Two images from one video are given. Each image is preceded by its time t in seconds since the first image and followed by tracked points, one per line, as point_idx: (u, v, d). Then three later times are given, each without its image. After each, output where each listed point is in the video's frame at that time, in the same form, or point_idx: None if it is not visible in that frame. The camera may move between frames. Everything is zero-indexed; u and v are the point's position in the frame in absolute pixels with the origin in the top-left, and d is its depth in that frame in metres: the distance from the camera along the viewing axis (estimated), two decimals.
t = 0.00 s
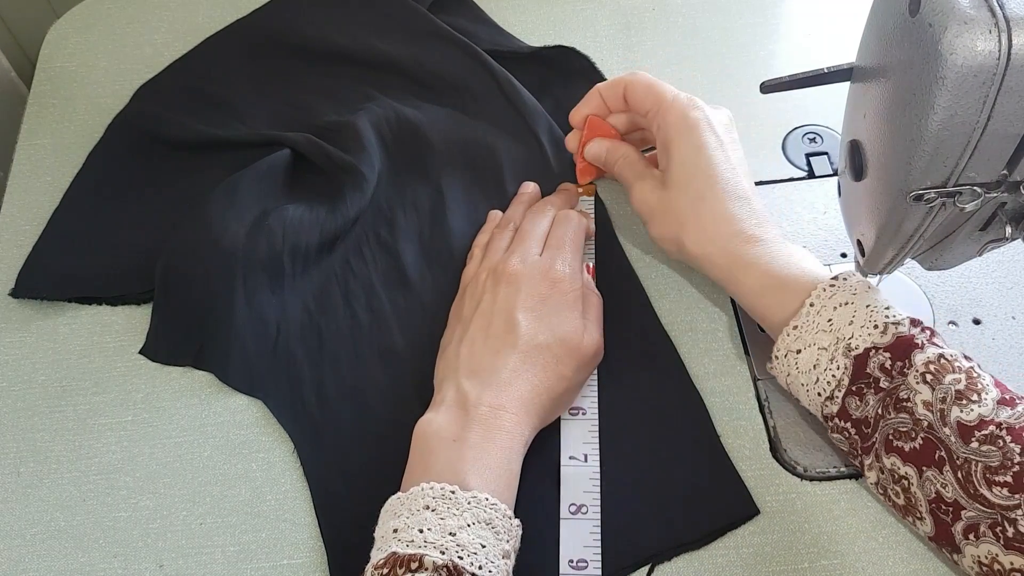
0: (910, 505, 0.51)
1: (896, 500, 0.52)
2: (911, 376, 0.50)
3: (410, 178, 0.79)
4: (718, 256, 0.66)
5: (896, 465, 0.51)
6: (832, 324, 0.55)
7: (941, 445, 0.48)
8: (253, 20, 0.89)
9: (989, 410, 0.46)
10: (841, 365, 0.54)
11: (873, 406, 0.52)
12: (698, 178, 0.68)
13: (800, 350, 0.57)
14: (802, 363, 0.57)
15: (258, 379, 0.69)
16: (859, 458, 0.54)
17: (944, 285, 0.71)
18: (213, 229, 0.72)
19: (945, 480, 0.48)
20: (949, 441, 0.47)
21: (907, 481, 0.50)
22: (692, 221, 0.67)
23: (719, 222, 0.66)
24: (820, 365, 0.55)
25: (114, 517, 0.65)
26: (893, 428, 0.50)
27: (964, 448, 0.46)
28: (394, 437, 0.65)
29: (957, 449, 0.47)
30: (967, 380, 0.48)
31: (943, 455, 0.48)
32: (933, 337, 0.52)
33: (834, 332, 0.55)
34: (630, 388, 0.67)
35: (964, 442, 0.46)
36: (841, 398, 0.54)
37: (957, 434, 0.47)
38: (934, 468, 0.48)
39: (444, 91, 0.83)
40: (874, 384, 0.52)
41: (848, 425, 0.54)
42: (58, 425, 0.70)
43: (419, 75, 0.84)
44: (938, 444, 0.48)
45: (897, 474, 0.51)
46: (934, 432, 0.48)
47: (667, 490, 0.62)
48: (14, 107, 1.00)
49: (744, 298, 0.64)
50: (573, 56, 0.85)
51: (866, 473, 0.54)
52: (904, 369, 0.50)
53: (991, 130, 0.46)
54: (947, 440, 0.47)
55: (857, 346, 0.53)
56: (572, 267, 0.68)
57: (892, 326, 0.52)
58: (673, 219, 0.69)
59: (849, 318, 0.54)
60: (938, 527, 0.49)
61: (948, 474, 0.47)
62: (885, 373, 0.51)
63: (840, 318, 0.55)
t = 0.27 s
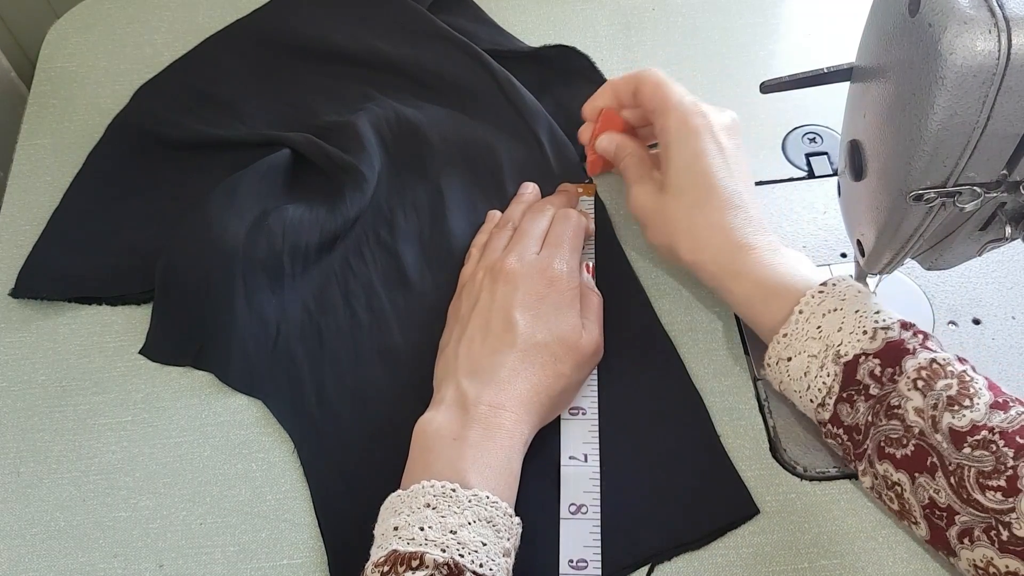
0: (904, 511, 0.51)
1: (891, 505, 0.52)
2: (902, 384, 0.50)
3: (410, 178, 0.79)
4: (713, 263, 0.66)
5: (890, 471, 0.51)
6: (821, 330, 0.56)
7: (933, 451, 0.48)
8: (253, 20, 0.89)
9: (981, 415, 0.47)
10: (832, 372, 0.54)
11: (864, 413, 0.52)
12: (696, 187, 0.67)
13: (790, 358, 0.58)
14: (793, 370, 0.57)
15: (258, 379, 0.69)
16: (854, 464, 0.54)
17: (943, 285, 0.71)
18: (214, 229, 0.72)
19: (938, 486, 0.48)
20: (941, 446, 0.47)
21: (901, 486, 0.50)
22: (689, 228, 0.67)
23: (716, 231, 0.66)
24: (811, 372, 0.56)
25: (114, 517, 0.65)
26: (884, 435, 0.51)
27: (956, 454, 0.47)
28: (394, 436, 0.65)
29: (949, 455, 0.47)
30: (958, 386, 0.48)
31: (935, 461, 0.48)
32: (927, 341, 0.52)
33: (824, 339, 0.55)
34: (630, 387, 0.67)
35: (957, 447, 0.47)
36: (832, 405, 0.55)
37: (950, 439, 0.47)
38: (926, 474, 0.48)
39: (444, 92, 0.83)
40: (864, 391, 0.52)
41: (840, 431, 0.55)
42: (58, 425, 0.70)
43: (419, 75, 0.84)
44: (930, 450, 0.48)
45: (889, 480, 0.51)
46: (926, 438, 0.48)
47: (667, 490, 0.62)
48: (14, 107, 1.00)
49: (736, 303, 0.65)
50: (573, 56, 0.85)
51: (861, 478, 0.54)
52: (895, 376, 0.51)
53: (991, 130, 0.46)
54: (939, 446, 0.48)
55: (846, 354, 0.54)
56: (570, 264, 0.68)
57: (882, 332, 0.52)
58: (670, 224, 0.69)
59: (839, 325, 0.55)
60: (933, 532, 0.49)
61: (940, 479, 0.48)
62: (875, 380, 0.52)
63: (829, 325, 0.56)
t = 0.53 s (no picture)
0: (905, 509, 0.51)
1: (892, 503, 0.52)
2: (901, 383, 0.50)
3: (409, 177, 0.79)
4: (707, 264, 0.66)
5: (889, 470, 0.51)
6: (819, 330, 0.56)
7: (933, 450, 0.48)
8: (253, 20, 0.89)
9: (980, 414, 0.46)
10: (830, 372, 0.54)
11: (862, 412, 0.52)
12: (689, 188, 0.67)
13: (789, 357, 0.57)
14: (792, 370, 0.57)
15: (258, 379, 0.69)
16: (854, 463, 0.54)
17: (943, 285, 0.71)
18: (214, 229, 0.72)
19: (938, 485, 0.48)
20: (941, 446, 0.47)
21: (900, 486, 0.50)
22: (683, 230, 0.67)
23: (710, 232, 0.66)
24: (810, 372, 0.56)
25: (114, 517, 0.65)
26: (884, 434, 0.51)
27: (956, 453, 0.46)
28: (394, 436, 0.65)
29: (949, 454, 0.47)
30: (957, 384, 0.48)
31: (935, 460, 0.48)
32: (925, 340, 0.51)
33: (822, 338, 0.55)
34: (630, 387, 0.67)
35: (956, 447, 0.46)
36: (831, 404, 0.55)
37: (949, 439, 0.47)
38: (926, 473, 0.48)
39: (444, 92, 0.83)
40: (863, 390, 0.52)
41: (841, 430, 0.55)
42: (58, 425, 0.70)
43: (419, 75, 0.84)
44: (930, 449, 0.48)
45: (890, 479, 0.51)
46: (925, 437, 0.48)
47: (667, 490, 0.62)
48: (14, 107, 1.00)
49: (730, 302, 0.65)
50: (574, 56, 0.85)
51: (863, 477, 0.54)
52: (893, 375, 0.50)
53: (991, 130, 0.46)
54: (939, 445, 0.47)
55: (845, 352, 0.54)
56: (570, 264, 0.68)
57: (880, 331, 0.52)
58: (663, 227, 0.69)
59: (837, 324, 0.55)
60: (934, 530, 0.49)
61: (940, 478, 0.47)
62: (874, 379, 0.52)
63: (828, 325, 0.55)
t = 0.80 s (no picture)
0: (908, 505, 0.51)
1: (895, 500, 0.52)
2: (907, 379, 0.50)
3: (409, 177, 0.79)
4: (709, 262, 0.66)
5: (894, 466, 0.51)
6: (824, 327, 0.56)
7: (939, 446, 0.48)
8: (253, 20, 0.89)
9: (986, 410, 0.46)
10: (834, 369, 0.54)
11: (867, 408, 0.52)
12: (690, 187, 0.67)
13: (793, 355, 0.57)
14: (796, 367, 0.57)
15: (258, 379, 0.69)
16: (858, 460, 0.54)
17: (944, 285, 0.71)
18: (214, 229, 0.72)
19: (943, 481, 0.48)
20: (947, 442, 0.47)
21: (905, 482, 0.50)
22: (685, 229, 0.67)
23: (712, 231, 0.66)
24: (814, 370, 0.56)
25: (114, 517, 0.65)
26: (889, 431, 0.51)
27: (962, 449, 0.46)
28: (394, 437, 0.65)
29: (955, 450, 0.47)
30: (962, 381, 0.48)
31: (941, 456, 0.48)
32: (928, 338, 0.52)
33: (826, 335, 0.55)
34: (630, 388, 0.67)
35: (963, 443, 0.46)
36: (836, 401, 0.54)
37: (955, 435, 0.47)
38: (931, 469, 0.48)
39: (444, 92, 0.83)
40: (868, 387, 0.52)
41: (844, 427, 0.55)
42: (58, 426, 0.70)
43: (419, 75, 0.84)
44: (936, 445, 0.48)
45: (894, 475, 0.51)
46: (931, 434, 0.48)
47: (668, 490, 0.62)
48: (14, 107, 1.00)
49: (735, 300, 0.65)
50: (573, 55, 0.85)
51: (865, 474, 0.54)
52: (899, 372, 0.50)
53: (991, 130, 0.46)
54: (945, 441, 0.47)
55: (850, 349, 0.53)
56: (570, 264, 0.68)
57: (885, 328, 0.52)
58: (665, 225, 0.69)
59: (841, 322, 0.55)
60: (937, 527, 0.49)
61: (945, 475, 0.47)
62: (879, 376, 0.51)
63: (832, 322, 0.55)
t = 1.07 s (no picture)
0: (896, 516, 0.51)
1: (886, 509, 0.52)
2: (886, 394, 0.50)
3: (409, 177, 0.79)
4: (691, 272, 0.66)
5: (877, 479, 0.51)
6: (804, 341, 0.56)
7: (918, 461, 0.48)
8: (254, 20, 0.89)
9: (966, 423, 0.46)
10: (816, 383, 0.54)
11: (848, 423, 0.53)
12: (673, 196, 0.68)
13: (777, 368, 0.57)
14: (781, 380, 0.57)
15: (258, 379, 0.69)
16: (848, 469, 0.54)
17: (944, 284, 0.71)
18: (213, 230, 0.72)
19: (924, 496, 0.48)
20: (926, 456, 0.47)
21: (890, 495, 0.50)
22: (676, 233, 0.67)
23: (703, 236, 0.66)
24: (797, 383, 0.56)
25: (114, 517, 0.65)
26: (870, 445, 0.51)
27: (941, 463, 0.46)
28: (395, 437, 0.65)
29: (934, 465, 0.47)
30: (942, 393, 0.48)
31: (920, 471, 0.48)
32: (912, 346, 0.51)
33: (807, 349, 0.55)
34: (630, 388, 0.67)
35: (941, 458, 0.46)
36: (820, 414, 0.55)
37: (934, 450, 0.47)
38: (912, 484, 0.48)
39: (444, 92, 0.84)
40: (848, 401, 0.52)
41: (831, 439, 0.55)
42: (58, 425, 0.70)
43: (419, 75, 0.84)
44: (915, 459, 0.48)
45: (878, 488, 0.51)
46: (911, 448, 0.48)
47: (668, 490, 0.62)
48: (14, 108, 1.00)
49: (720, 311, 0.65)
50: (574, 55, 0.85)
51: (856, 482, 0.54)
52: (878, 387, 0.50)
53: (991, 130, 0.46)
54: (924, 456, 0.47)
55: (830, 363, 0.53)
56: (569, 263, 0.68)
57: (863, 340, 0.52)
58: (654, 230, 0.69)
59: (821, 335, 0.55)
60: (924, 538, 0.49)
61: (926, 489, 0.48)
62: (858, 391, 0.52)
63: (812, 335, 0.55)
